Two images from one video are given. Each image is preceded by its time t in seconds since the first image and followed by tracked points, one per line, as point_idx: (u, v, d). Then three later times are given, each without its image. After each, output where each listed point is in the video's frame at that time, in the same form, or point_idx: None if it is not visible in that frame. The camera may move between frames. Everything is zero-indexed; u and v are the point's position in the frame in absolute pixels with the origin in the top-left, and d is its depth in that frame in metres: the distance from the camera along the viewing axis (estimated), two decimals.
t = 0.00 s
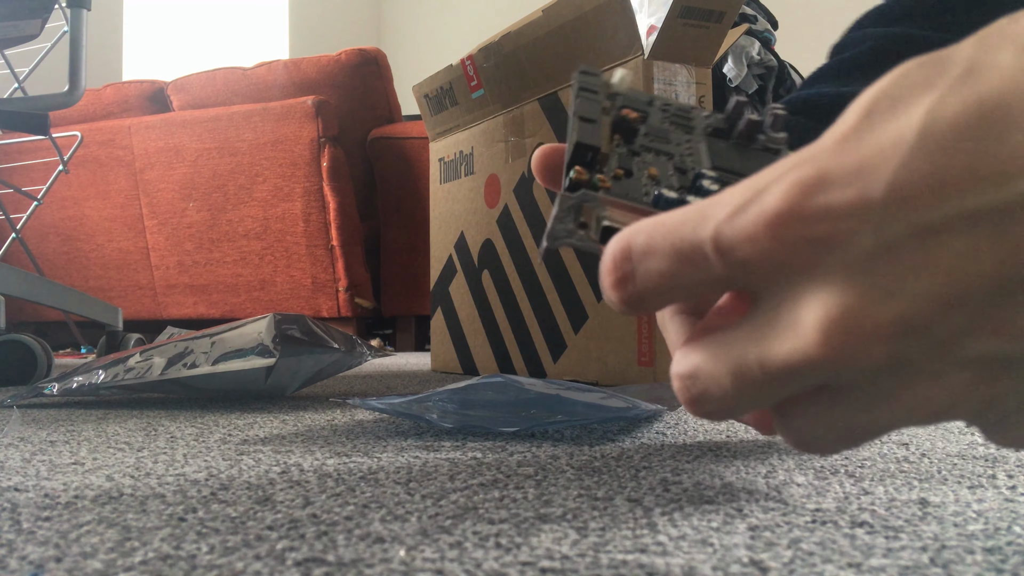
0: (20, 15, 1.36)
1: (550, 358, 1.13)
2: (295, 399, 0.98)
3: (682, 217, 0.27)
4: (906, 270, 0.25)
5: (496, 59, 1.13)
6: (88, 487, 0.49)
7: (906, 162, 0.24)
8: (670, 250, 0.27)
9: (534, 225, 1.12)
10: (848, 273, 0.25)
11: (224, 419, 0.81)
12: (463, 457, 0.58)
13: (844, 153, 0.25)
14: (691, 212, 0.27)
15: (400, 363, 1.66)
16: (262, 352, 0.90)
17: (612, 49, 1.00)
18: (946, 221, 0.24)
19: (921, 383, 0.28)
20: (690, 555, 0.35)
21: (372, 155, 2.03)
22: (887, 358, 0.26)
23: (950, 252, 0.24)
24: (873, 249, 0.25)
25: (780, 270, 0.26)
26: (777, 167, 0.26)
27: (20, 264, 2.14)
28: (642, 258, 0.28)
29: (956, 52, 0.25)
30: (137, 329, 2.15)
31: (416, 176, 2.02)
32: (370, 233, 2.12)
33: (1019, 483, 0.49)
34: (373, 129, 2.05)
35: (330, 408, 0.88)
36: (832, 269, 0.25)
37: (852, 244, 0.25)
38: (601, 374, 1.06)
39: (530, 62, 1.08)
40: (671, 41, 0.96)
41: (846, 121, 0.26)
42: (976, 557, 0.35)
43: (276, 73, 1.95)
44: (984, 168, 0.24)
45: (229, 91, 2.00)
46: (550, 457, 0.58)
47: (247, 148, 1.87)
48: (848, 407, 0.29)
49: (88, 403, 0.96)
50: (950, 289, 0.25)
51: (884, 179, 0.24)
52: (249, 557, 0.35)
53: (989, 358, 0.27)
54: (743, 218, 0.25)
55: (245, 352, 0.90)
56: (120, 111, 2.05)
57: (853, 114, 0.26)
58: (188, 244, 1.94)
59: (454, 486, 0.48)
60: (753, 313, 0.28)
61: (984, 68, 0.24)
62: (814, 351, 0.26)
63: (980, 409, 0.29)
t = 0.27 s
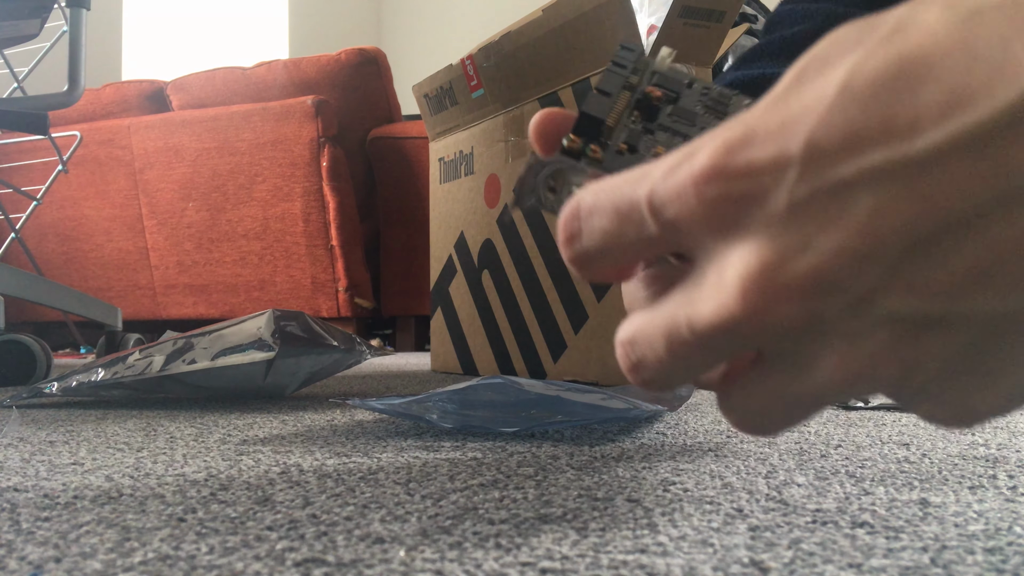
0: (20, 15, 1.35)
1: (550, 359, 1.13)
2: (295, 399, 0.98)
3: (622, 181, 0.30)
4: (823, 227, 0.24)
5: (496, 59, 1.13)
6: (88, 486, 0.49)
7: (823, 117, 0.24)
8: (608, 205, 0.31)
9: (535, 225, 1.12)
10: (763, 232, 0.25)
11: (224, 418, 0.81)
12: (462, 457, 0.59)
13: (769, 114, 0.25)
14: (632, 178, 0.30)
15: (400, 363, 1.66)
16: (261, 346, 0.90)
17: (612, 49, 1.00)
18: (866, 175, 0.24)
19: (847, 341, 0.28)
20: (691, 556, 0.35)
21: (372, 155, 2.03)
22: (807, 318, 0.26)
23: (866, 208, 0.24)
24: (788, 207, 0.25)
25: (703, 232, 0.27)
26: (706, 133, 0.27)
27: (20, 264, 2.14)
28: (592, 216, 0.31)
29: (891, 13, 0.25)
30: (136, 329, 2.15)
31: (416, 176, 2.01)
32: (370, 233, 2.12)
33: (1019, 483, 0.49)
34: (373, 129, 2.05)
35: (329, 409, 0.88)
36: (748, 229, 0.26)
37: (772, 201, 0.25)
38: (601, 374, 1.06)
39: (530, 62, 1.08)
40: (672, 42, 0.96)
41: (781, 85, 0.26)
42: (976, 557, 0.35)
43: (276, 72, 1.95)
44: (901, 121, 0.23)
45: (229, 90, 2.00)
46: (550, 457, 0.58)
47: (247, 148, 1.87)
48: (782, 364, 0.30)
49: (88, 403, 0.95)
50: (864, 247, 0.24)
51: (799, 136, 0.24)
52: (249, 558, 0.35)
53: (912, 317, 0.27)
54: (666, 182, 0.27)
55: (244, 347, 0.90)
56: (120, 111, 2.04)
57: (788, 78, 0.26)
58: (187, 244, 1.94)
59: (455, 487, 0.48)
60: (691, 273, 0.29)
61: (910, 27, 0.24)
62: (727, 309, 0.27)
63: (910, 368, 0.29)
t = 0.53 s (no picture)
0: (20, 15, 1.35)
1: (550, 359, 1.13)
2: (294, 398, 0.98)
3: (590, 138, 0.34)
4: (771, 171, 0.28)
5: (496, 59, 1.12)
6: (87, 487, 0.49)
7: (774, 69, 0.28)
8: (576, 158, 0.34)
9: (535, 225, 1.12)
10: (718, 173, 0.29)
11: (224, 419, 0.81)
12: (463, 457, 0.59)
13: (729, 69, 0.30)
14: (599, 135, 0.34)
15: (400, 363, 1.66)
16: (260, 343, 0.89)
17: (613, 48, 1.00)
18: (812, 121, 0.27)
19: (789, 287, 0.30)
20: (691, 556, 0.35)
21: (372, 155, 2.03)
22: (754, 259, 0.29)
23: (812, 150, 0.27)
24: (740, 151, 0.29)
25: (663, 177, 0.31)
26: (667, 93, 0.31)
27: (20, 264, 2.14)
28: (565, 171, 0.35)
29: None
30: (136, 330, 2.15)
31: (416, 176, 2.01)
32: (370, 233, 2.12)
33: (1019, 483, 0.49)
34: (373, 129, 2.05)
35: (329, 408, 0.88)
36: (706, 173, 0.30)
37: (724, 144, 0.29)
38: (601, 375, 1.06)
39: (531, 62, 1.08)
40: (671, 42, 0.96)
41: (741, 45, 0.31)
42: (977, 557, 0.35)
43: (276, 72, 1.94)
44: (844, 72, 0.27)
45: (228, 90, 1.99)
46: (550, 457, 0.58)
47: (247, 147, 1.87)
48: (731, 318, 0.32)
49: (88, 403, 0.95)
50: (808, 186, 0.27)
51: (751, 88, 0.29)
52: (249, 558, 0.35)
53: (850, 266, 0.29)
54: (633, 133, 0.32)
55: (244, 344, 0.90)
56: (120, 111, 2.04)
57: (747, 40, 0.31)
58: (187, 244, 1.94)
59: (455, 487, 0.48)
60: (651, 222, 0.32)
61: None
62: (685, 247, 0.29)
63: (848, 328, 0.31)
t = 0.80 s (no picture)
0: (20, 15, 1.35)
1: (550, 359, 1.13)
2: (294, 399, 0.98)
3: (562, 121, 0.35)
4: (731, 150, 0.29)
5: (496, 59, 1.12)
6: (87, 487, 0.49)
7: (737, 51, 0.29)
8: (550, 141, 0.35)
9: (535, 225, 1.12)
10: (680, 152, 0.30)
11: (224, 419, 0.81)
12: (462, 456, 0.59)
13: (695, 52, 0.31)
14: (571, 118, 0.34)
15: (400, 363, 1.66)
16: (261, 344, 0.90)
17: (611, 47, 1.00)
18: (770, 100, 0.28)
19: (748, 268, 0.30)
20: (691, 556, 0.35)
21: (372, 155, 2.02)
22: (714, 238, 0.29)
23: (770, 129, 0.28)
24: (703, 130, 0.29)
25: (630, 158, 0.32)
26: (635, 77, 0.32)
27: (20, 264, 2.14)
28: (540, 154, 0.35)
29: None
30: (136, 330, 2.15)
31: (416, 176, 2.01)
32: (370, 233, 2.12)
33: (1019, 483, 0.49)
34: (373, 129, 2.05)
35: (328, 408, 0.88)
36: (670, 152, 0.30)
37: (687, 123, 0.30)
38: (601, 374, 1.06)
39: (530, 62, 1.08)
40: (671, 42, 0.96)
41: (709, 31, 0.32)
42: (976, 557, 0.35)
43: (276, 72, 1.94)
44: (804, 54, 0.28)
45: (228, 90, 1.99)
46: (550, 457, 0.58)
47: (247, 148, 1.87)
48: (693, 299, 0.31)
49: (88, 403, 0.95)
50: (767, 165, 0.28)
51: (713, 71, 0.29)
52: (249, 558, 0.35)
53: (809, 247, 0.29)
54: (602, 115, 0.32)
55: (244, 345, 0.90)
56: (120, 111, 2.04)
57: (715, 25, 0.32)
58: (187, 244, 1.94)
59: (455, 487, 0.48)
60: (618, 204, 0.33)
61: None
62: (648, 224, 0.30)
63: (807, 313, 0.30)
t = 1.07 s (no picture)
0: (20, 15, 1.35)
1: (550, 358, 1.13)
2: (295, 399, 0.98)
3: (558, 121, 0.35)
4: (725, 149, 0.29)
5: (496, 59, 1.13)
6: (87, 487, 0.49)
7: (729, 49, 0.29)
8: (545, 140, 0.35)
9: (534, 225, 1.12)
10: (674, 150, 0.30)
11: (224, 419, 0.81)
12: (462, 456, 0.59)
13: (687, 51, 0.31)
14: (567, 118, 0.34)
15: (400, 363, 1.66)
16: (261, 345, 0.90)
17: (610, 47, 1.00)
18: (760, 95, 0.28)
19: (741, 267, 0.30)
20: (691, 556, 0.35)
21: (372, 154, 2.02)
22: (706, 236, 0.29)
23: (763, 127, 0.28)
24: (696, 128, 0.29)
25: (623, 158, 0.32)
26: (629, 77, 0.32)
27: (20, 265, 2.14)
28: (535, 155, 0.35)
29: None
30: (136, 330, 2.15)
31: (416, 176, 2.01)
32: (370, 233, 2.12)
33: (1019, 483, 0.49)
34: (373, 129, 2.05)
35: (328, 408, 0.88)
36: (663, 152, 0.30)
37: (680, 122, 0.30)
38: (601, 374, 1.06)
39: (530, 62, 1.08)
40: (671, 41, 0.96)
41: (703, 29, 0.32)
42: (976, 557, 0.35)
43: (276, 72, 1.94)
44: (795, 50, 0.28)
45: (228, 90, 1.99)
46: (550, 457, 0.59)
47: (247, 148, 1.87)
48: (687, 298, 0.31)
49: (88, 403, 0.95)
50: (759, 163, 0.28)
51: (707, 69, 0.29)
52: (249, 558, 0.35)
53: (802, 243, 0.29)
54: (596, 114, 0.32)
55: (244, 346, 0.90)
56: (120, 111, 2.04)
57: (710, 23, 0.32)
58: (187, 244, 1.94)
59: (455, 487, 0.48)
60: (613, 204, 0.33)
61: None
62: (641, 224, 0.30)
63: (800, 312, 0.30)
